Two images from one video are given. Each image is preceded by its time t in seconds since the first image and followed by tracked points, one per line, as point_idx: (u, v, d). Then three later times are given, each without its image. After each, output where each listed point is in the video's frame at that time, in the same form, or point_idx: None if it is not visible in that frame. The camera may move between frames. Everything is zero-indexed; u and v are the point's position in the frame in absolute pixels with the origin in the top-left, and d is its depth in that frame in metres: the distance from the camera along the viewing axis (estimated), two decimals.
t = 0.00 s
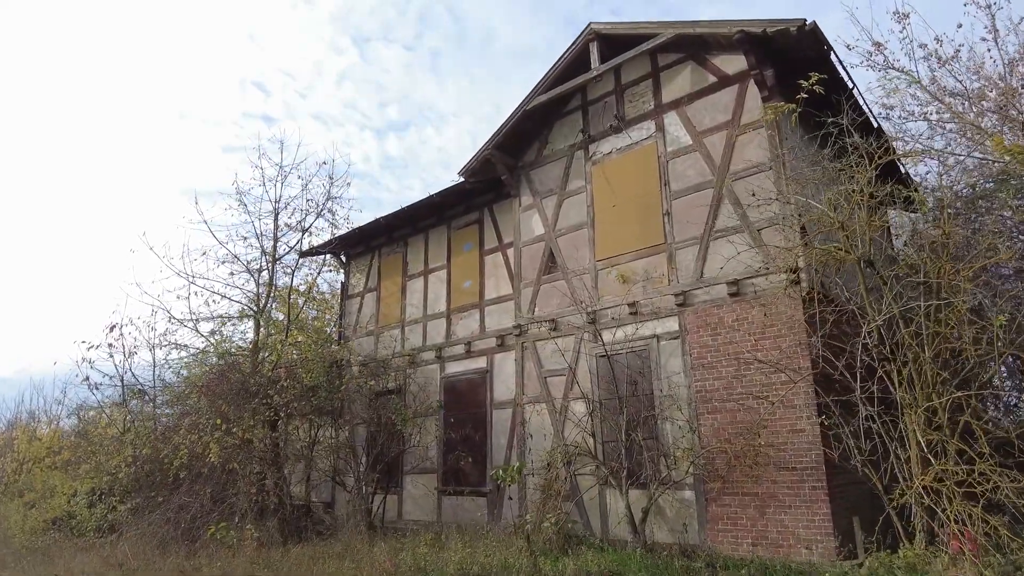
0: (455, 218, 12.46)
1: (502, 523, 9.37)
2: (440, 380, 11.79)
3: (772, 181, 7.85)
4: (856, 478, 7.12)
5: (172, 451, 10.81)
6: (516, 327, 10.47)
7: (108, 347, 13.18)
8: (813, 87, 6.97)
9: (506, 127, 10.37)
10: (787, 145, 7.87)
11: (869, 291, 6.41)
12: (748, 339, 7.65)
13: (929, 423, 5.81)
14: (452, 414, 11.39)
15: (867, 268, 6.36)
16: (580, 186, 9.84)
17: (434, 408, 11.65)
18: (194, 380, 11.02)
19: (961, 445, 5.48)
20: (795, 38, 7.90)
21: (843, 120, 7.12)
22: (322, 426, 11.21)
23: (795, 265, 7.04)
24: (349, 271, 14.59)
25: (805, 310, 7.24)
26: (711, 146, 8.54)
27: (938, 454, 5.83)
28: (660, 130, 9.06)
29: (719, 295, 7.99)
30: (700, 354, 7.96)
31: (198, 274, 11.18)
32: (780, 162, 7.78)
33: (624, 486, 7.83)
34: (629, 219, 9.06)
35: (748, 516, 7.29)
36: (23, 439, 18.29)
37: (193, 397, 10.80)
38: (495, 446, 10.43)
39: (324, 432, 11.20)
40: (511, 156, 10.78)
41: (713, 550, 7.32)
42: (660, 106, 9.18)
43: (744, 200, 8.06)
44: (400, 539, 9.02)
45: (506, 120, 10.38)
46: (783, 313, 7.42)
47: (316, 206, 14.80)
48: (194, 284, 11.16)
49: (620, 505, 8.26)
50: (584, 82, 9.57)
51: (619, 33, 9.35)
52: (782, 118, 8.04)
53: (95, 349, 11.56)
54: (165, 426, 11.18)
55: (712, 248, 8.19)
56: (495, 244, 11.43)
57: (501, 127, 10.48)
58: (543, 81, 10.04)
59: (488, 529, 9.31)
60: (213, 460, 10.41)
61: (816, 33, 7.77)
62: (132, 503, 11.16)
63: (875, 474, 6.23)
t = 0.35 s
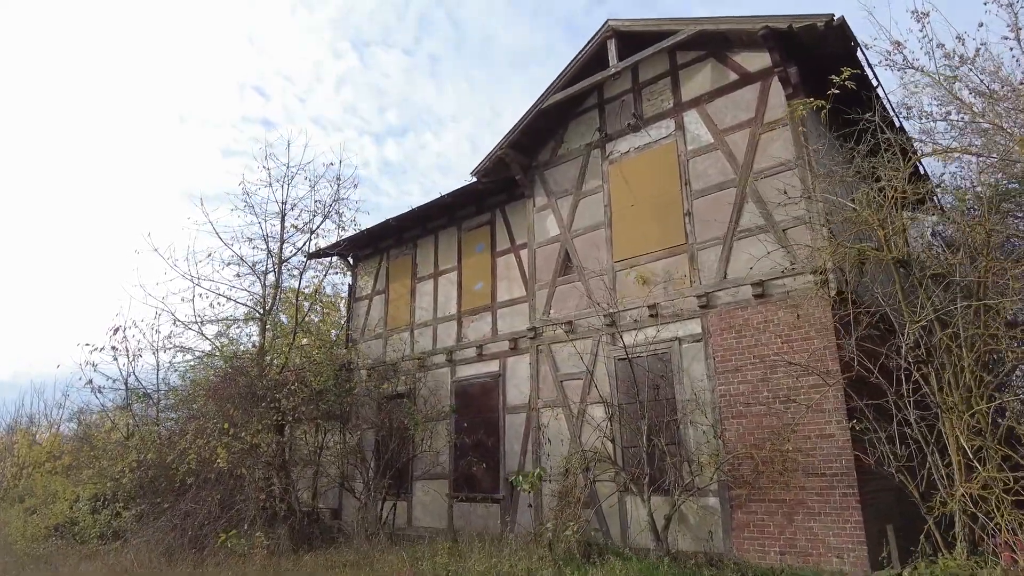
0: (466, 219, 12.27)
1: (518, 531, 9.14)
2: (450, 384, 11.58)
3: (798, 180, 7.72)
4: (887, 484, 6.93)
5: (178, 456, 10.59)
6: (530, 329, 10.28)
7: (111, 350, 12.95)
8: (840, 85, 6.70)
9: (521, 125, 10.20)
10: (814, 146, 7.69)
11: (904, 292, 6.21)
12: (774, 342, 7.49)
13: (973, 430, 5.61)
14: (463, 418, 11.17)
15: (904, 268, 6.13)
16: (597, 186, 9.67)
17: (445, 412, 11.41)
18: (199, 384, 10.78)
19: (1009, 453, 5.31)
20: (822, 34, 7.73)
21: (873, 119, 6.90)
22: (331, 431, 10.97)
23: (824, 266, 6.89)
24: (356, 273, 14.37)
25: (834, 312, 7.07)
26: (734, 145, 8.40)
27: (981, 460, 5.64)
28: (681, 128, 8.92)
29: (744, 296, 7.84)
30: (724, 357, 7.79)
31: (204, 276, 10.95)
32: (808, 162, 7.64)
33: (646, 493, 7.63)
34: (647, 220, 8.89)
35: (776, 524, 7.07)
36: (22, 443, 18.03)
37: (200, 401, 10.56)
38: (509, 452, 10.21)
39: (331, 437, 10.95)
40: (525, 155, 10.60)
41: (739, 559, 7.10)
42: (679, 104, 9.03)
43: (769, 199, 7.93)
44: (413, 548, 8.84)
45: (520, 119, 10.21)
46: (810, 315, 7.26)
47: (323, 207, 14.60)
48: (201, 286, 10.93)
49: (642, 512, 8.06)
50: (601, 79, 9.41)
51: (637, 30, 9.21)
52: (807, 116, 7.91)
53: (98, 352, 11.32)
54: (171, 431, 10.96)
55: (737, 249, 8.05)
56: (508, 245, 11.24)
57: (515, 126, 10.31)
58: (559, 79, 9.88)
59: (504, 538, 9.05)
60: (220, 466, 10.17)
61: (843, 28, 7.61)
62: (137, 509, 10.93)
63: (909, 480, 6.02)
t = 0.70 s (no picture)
0: (474, 216, 12.08)
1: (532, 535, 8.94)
2: (459, 384, 11.37)
3: (821, 173, 7.57)
4: (917, 484, 6.74)
5: (183, 458, 10.37)
6: (542, 328, 10.09)
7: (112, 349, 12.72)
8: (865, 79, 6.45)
9: (533, 119, 10.01)
10: (837, 138, 7.52)
11: (937, 286, 6.03)
12: (797, 339, 7.33)
13: (1014, 427, 5.42)
14: (473, 418, 10.96)
15: (938, 261, 5.95)
16: (611, 181, 9.50)
17: (454, 413, 11.17)
18: (203, 384, 10.55)
19: None
20: (846, 23, 7.60)
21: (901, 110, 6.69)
22: (336, 431, 10.54)
23: (851, 261, 6.74)
24: (360, 271, 14.15)
25: (860, 308, 6.91)
26: (753, 137, 8.24)
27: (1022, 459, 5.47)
28: (698, 121, 8.77)
29: (766, 292, 7.69)
30: (746, 355, 7.64)
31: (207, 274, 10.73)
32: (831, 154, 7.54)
33: (666, 494, 7.44)
34: (664, 215, 8.74)
35: (801, 525, 6.87)
36: (19, 445, 17.80)
37: (203, 402, 10.32)
38: (521, 452, 10.01)
39: (337, 438, 10.54)
40: (537, 150, 10.40)
41: (763, 562, 6.89)
42: (697, 97, 8.90)
43: (791, 193, 7.78)
44: (424, 551, 8.64)
45: (532, 113, 10.03)
46: (835, 311, 7.10)
47: (327, 205, 14.38)
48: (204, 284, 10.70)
49: (661, 513, 7.86)
50: (616, 72, 9.26)
51: (652, 22, 9.06)
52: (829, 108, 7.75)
53: (99, 352, 11.10)
54: (175, 432, 10.74)
55: (758, 244, 7.91)
56: (518, 242, 11.05)
57: (527, 120, 10.12)
58: (572, 73, 9.71)
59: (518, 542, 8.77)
60: (224, 468, 9.93)
61: (868, 18, 7.47)
62: (140, 512, 10.70)
63: (943, 481, 5.81)
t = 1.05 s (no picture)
0: (484, 213, 11.88)
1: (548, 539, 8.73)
2: (469, 384, 11.16)
3: (847, 166, 7.38)
4: (950, 485, 6.54)
5: (188, 460, 10.14)
6: (556, 326, 9.89)
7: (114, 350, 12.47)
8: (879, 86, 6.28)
9: (546, 113, 9.81)
10: (863, 131, 7.33)
11: (976, 281, 5.83)
12: (824, 336, 7.14)
13: None
14: (484, 419, 10.74)
15: (976, 254, 5.74)
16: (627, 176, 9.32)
17: (464, 414, 10.95)
18: (207, 385, 10.31)
19: None
20: (873, 13, 7.43)
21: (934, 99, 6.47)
22: (345, 432, 10.26)
23: (881, 256, 6.59)
24: (366, 270, 13.93)
25: (891, 304, 6.72)
26: (776, 131, 8.07)
27: None
28: (718, 115, 8.61)
29: (791, 289, 7.52)
30: (770, 353, 7.46)
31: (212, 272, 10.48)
32: (857, 146, 7.34)
33: (690, 496, 7.23)
34: (683, 210, 8.56)
35: (831, 528, 6.66)
36: (18, 447, 17.55)
37: (207, 403, 10.08)
38: (534, 454, 9.80)
39: (345, 439, 10.26)
40: (550, 145, 10.21)
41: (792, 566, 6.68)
42: (716, 90, 8.74)
43: (816, 187, 7.59)
44: (438, 555, 8.44)
45: (546, 106, 9.83)
46: (863, 307, 6.92)
47: (332, 203, 14.16)
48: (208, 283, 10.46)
49: (683, 515, 7.67)
50: (633, 64, 9.09)
51: (671, 13, 8.90)
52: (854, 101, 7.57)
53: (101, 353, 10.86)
54: (179, 434, 10.51)
55: (781, 240, 7.74)
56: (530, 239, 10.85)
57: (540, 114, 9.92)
58: (587, 65, 9.53)
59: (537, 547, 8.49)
60: (229, 471, 9.68)
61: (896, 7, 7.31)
62: (144, 516, 10.46)
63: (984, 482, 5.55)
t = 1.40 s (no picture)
0: (497, 209, 11.71)
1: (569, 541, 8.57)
2: (484, 382, 10.99)
3: (876, 159, 7.22)
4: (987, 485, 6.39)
5: (198, 460, 9.97)
6: (573, 324, 9.73)
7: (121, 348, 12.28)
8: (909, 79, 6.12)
9: (564, 107, 9.67)
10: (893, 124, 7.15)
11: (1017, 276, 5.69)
12: (855, 332, 6.98)
13: None
14: (499, 418, 10.58)
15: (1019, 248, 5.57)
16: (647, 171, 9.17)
17: (478, 413, 10.78)
18: (217, 383, 10.13)
19: None
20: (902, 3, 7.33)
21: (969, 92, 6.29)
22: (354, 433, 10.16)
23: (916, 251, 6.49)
24: (376, 268, 13.75)
25: (926, 300, 6.57)
26: (802, 124, 7.92)
27: None
28: (742, 108, 8.48)
29: (820, 284, 7.37)
30: (799, 350, 7.32)
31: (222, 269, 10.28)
32: (887, 139, 7.18)
33: (718, 497, 7.06)
34: (706, 204, 8.43)
35: (864, 529, 6.49)
36: (21, 446, 17.38)
37: (217, 402, 9.88)
38: (552, 453, 9.63)
39: (356, 439, 10.11)
40: (567, 139, 10.06)
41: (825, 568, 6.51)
42: (739, 83, 8.60)
43: (843, 181, 7.43)
44: (456, 557, 8.28)
45: (564, 100, 9.68)
46: (896, 303, 6.76)
47: (340, 199, 13.97)
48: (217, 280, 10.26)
49: (709, 516, 7.51)
50: (654, 57, 8.95)
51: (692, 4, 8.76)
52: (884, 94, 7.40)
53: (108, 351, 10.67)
54: (189, 434, 10.32)
55: (809, 235, 7.60)
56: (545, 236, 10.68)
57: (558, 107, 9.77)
58: (606, 58, 9.39)
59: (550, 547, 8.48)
60: (241, 471, 9.49)
61: None
62: (154, 516, 10.29)
63: None
